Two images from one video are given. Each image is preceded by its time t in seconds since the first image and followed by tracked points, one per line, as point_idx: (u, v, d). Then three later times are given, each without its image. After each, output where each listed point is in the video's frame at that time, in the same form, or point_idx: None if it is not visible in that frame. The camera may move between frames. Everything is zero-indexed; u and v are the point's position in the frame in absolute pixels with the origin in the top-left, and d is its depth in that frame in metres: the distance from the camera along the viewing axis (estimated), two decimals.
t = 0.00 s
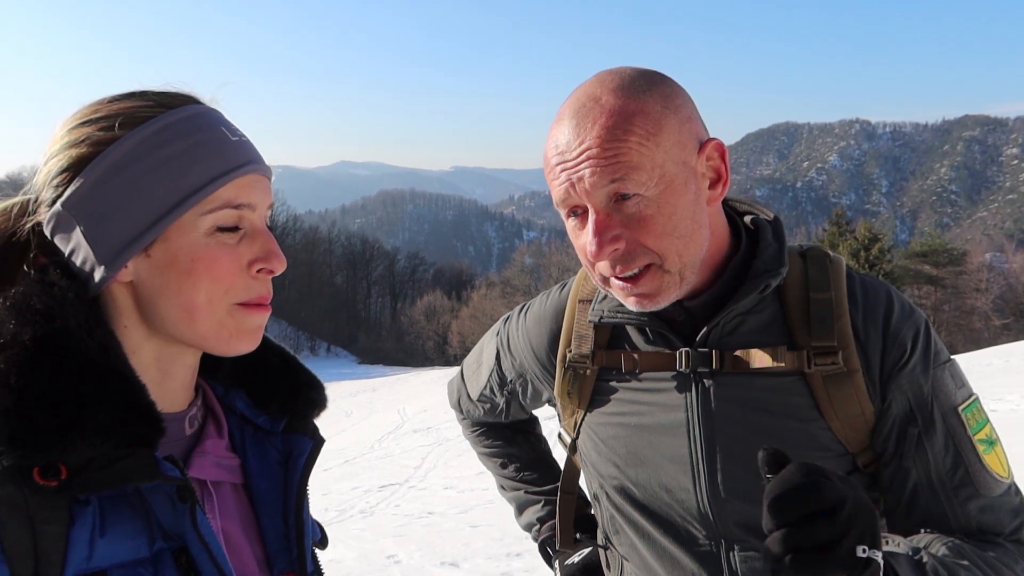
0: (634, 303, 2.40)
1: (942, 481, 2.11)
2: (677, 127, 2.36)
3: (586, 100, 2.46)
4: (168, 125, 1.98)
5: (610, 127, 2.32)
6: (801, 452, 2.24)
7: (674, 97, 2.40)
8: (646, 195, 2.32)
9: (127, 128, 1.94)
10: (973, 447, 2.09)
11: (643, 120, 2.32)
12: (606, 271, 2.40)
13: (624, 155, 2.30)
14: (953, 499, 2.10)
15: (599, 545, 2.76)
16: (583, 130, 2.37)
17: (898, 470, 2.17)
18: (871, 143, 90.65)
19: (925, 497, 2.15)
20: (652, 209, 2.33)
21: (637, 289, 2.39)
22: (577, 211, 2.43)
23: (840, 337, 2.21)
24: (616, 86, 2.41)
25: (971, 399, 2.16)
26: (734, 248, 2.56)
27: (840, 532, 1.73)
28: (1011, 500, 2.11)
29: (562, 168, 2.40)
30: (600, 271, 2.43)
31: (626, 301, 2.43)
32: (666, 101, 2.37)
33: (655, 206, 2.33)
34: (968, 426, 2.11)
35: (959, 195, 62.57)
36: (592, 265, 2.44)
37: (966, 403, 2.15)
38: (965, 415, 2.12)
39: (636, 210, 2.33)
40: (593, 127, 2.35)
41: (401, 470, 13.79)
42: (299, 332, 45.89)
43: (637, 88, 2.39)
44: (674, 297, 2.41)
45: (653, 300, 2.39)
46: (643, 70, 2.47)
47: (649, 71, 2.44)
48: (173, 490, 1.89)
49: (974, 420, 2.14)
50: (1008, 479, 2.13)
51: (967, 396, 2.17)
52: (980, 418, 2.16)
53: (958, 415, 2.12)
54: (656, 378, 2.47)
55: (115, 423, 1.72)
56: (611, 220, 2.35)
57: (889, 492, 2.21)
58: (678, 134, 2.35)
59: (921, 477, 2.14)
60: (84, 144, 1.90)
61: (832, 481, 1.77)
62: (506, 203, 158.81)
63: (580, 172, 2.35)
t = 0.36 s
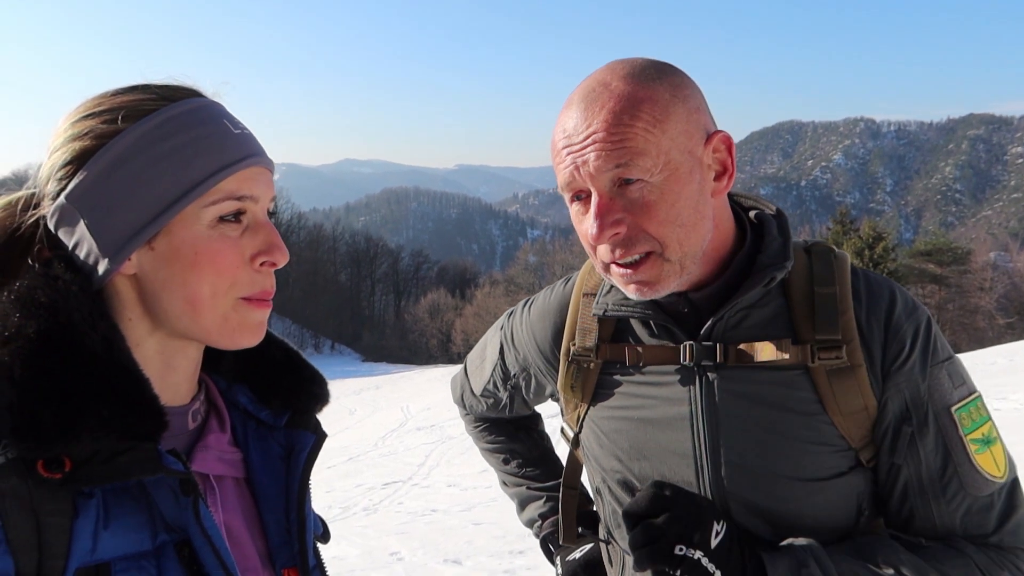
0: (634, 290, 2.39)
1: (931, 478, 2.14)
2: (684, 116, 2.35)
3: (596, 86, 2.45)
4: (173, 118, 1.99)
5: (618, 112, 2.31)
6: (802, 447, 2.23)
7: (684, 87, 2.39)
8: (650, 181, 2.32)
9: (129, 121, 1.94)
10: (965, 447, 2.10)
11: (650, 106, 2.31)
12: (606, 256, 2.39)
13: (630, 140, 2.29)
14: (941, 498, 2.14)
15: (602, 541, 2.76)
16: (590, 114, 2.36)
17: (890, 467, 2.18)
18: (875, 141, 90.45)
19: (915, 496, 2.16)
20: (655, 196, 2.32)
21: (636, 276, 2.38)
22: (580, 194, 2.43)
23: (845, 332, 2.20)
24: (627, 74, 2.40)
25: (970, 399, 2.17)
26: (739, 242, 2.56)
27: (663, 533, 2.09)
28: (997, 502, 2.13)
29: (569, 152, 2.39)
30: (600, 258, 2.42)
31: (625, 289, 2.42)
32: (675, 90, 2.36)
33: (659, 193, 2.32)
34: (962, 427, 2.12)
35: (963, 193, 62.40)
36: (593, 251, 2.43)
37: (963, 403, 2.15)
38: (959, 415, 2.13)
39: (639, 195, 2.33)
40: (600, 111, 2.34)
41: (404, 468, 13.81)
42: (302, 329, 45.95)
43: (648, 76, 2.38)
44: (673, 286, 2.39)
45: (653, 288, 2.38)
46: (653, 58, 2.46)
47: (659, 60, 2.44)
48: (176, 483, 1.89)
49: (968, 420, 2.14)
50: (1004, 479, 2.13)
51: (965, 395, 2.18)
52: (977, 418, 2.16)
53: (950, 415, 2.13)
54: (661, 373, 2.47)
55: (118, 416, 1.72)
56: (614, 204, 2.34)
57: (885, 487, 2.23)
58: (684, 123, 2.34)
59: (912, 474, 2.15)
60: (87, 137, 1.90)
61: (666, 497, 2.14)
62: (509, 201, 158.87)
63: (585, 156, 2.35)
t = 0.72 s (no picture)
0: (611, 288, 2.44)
1: (933, 484, 2.14)
2: (662, 124, 2.33)
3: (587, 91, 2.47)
4: (179, 122, 1.99)
5: (596, 118, 2.33)
6: (803, 451, 2.24)
7: (669, 94, 2.37)
8: (619, 189, 2.31)
9: (135, 125, 1.94)
10: (967, 453, 2.11)
11: (625, 114, 2.31)
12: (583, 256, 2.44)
13: (602, 147, 2.30)
14: (943, 504, 2.14)
15: (604, 545, 2.77)
16: (573, 119, 2.39)
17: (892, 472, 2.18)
18: (876, 144, 90.48)
19: (916, 502, 2.16)
20: (624, 203, 2.31)
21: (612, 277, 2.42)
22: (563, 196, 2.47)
23: (845, 335, 2.20)
24: (617, 79, 2.41)
25: (972, 404, 2.18)
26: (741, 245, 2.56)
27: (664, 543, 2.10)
28: (1001, 508, 2.13)
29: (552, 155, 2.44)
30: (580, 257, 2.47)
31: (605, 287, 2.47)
32: (657, 97, 2.35)
33: (628, 200, 2.31)
34: (963, 431, 2.13)
35: (964, 196, 62.40)
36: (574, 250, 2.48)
37: (965, 408, 2.16)
38: (960, 419, 2.14)
39: (609, 201, 2.34)
40: (582, 116, 2.36)
41: (403, 469, 13.81)
42: (302, 330, 45.95)
43: (635, 82, 2.38)
44: (646, 288, 2.41)
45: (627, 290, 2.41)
46: (650, 64, 2.46)
47: (653, 67, 2.43)
48: (180, 489, 1.89)
49: (970, 425, 2.15)
50: (1006, 485, 2.14)
51: (967, 400, 2.18)
52: (979, 423, 2.17)
53: (952, 420, 2.14)
54: (663, 377, 2.47)
55: (123, 423, 1.72)
56: (588, 208, 2.37)
57: (887, 493, 2.23)
58: (661, 131, 2.33)
59: (914, 480, 2.15)
60: (92, 142, 1.90)
61: (669, 507, 2.14)
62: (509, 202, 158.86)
63: (563, 160, 2.38)
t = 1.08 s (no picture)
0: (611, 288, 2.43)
1: (933, 480, 2.14)
2: (664, 122, 2.34)
3: (587, 90, 2.47)
4: (179, 120, 1.99)
5: (597, 116, 2.33)
6: (804, 448, 2.24)
7: (670, 92, 2.38)
8: (621, 187, 2.31)
9: (135, 124, 1.95)
10: (967, 449, 2.11)
11: (627, 113, 2.31)
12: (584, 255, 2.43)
13: (604, 145, 2.30)
14: (944, 501, 2.14)
15: (604, 544, 2.77)
16: (574, 117, 2.38)
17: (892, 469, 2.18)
18: (876, 143, 90.45)
19: (917, 499, 2.16)
20: (625, 200, 2.31)
21: (613, 276, 2.41)
22: (563, 195, 2.46)
23: (846, 333, 2.21)
24: (617, 78, 2.41)
25: (972, 401, 2.18)
26: (741, 243, 2.56)
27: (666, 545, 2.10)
28: (1002, 505, 2.13)
29: (553, 154, 2.43)
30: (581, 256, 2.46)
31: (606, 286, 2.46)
32: (658, 95, 2.36)
33: (629, 198, 2.31)
34: (963, 428, 2.13)
35: (964, 195, 62.34)
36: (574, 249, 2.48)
37: (965, 405, 2.16)
38: (960, 416, 2.14)
39: (610, 200, 2.33)
40: (583, 115, 2.36)
41: (404, 469, 13.81)
42: (303, 330, 45.97)
43: (635, 80, 2.38)
44: (647, 287, 2.41)
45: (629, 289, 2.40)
46: (649, 64, 2.46)
47: (652, 66, 2.44)
48: (181, 487, 1.89)
49: (971, 422, 2.15)
50: (1007, 482, 2.14)
51: (967, 397, 2.18)
52: (979, 420, 2.17)
53: (952, 416, 2.14)
54: (663, 376, 2.48)
55: (124, 421, 1.73)
56: (590, 207, 2.37)
57: (888, 490, 2.23)
58: (662, 129, 2.33)
59: (915, 476, 2.15)
60: (93, 140, 1.91)
61: (671, 507, 2.13)
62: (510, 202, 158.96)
63: (564, 159, 2.38)
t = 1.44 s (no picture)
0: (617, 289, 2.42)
1: (935, 482, 2.13)
2: (668, 122, 2.33)
3: (589, 90, 2.45)
4: (178, 118, 1.99)
5: (601, 117, 2.32)
6: (806, 449, 2.23)
7: (673, 92, 2.37)
8: (627, 188, 2.30)
9: (134, 122, 1.94)
10: (968, 450, 2.10)
11: (631, 113, 2.30)
12: (589, 257, 2.41)
13: (609, 145, 2.29)
14: (945, 502, 2.13)
15: (605, 543, 2.76)
16: (578, 117, 2.37)
17: (894, 470, 2.17)
18: (880, 142, 90.27)
19: (918, 499, 2.16)
20: (631, 201, 2.30)
21: (618, 277, 2.39)
22: (567, 196, 2.45)
23: (847, 333, 2.19)
24: (620, 76, 2.40)
25: (974, 402, 2.17)
26: (743, 242, 2.55)
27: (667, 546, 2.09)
28: (1003, 506, 2.12)
29: (557, 154, 2.41)
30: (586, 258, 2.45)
31: (611, 289, 2.45)
32: (662, 94, 2.35)
33: (635, 198, 2.30)
34: (965, 429, 2.12)
35: (968, 194, 62.17)
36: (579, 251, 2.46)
37: (967, 406, 2.15)
38: (962, 418, 2.13)
39: (616, 200, 2.32)
40: (587, 115, 2.35)
41: (407, 468, 13.82)
42: (306, 329, 46.03)
43: (638, 79, 2.37)
44: (652, 288, 2.40)
45: (634, 290, 2.39)
46: (651, 63, 2.45)
47: (655, 65, 2.42)
48: (180, 484, 1.89)
49: (973, 423, 2.14)
50: (1009, 484, 2.13)
51: (969, 398, 2.17)
52: (981, 421, 2.16)
53: (954, 417, 2.13)
54: (664, 375, 2.47)
55: (123, 417, 1.73)
56: (594, 208, 2.35)
57: (889, 491, 2.22)
58: (667, 129, 2.33)
59: (916, 478, 2.14)
60: (92, 138, 1.90)
61: (671, 507, 2.13)
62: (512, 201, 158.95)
63: (569, 159, 2.36)
